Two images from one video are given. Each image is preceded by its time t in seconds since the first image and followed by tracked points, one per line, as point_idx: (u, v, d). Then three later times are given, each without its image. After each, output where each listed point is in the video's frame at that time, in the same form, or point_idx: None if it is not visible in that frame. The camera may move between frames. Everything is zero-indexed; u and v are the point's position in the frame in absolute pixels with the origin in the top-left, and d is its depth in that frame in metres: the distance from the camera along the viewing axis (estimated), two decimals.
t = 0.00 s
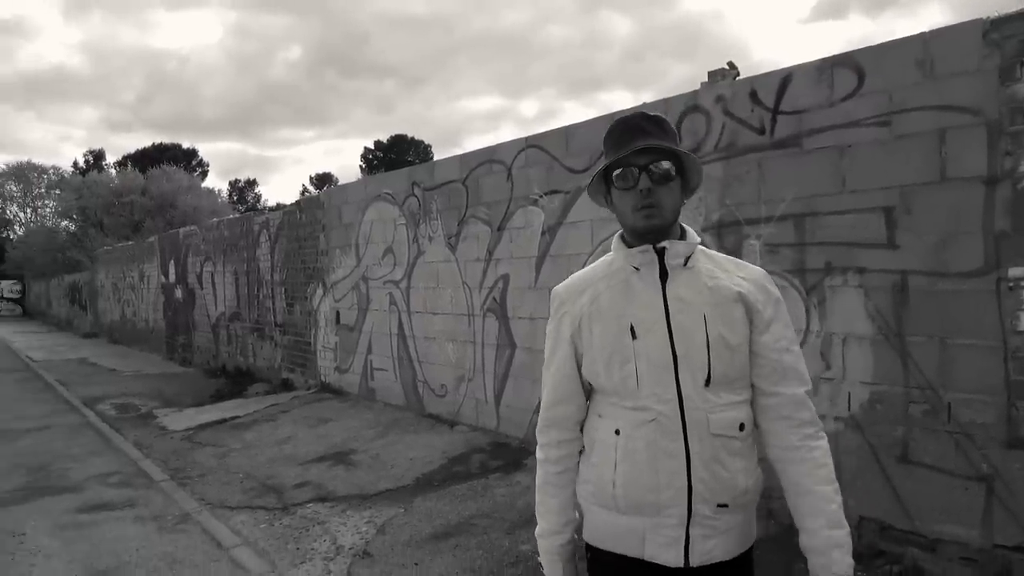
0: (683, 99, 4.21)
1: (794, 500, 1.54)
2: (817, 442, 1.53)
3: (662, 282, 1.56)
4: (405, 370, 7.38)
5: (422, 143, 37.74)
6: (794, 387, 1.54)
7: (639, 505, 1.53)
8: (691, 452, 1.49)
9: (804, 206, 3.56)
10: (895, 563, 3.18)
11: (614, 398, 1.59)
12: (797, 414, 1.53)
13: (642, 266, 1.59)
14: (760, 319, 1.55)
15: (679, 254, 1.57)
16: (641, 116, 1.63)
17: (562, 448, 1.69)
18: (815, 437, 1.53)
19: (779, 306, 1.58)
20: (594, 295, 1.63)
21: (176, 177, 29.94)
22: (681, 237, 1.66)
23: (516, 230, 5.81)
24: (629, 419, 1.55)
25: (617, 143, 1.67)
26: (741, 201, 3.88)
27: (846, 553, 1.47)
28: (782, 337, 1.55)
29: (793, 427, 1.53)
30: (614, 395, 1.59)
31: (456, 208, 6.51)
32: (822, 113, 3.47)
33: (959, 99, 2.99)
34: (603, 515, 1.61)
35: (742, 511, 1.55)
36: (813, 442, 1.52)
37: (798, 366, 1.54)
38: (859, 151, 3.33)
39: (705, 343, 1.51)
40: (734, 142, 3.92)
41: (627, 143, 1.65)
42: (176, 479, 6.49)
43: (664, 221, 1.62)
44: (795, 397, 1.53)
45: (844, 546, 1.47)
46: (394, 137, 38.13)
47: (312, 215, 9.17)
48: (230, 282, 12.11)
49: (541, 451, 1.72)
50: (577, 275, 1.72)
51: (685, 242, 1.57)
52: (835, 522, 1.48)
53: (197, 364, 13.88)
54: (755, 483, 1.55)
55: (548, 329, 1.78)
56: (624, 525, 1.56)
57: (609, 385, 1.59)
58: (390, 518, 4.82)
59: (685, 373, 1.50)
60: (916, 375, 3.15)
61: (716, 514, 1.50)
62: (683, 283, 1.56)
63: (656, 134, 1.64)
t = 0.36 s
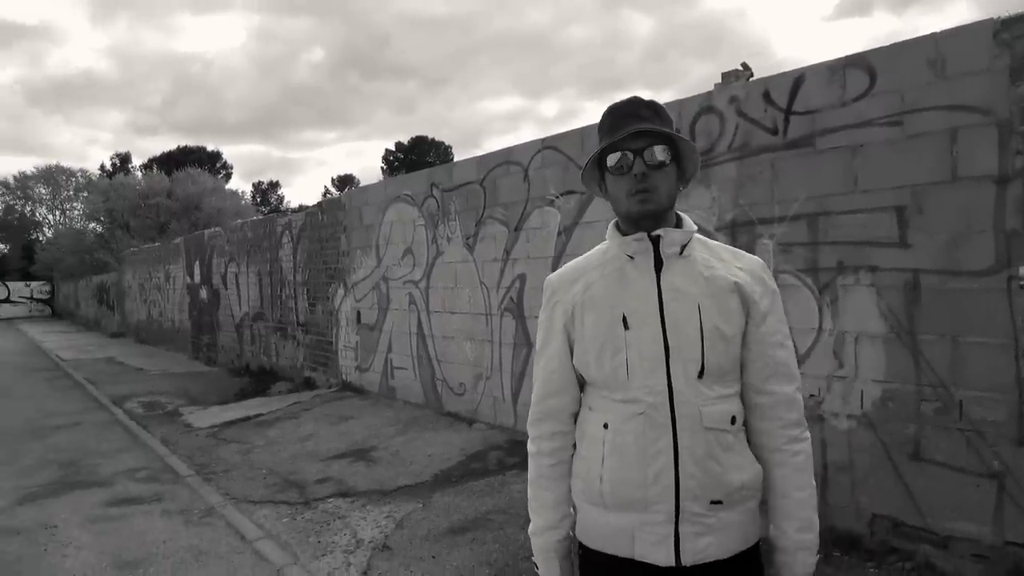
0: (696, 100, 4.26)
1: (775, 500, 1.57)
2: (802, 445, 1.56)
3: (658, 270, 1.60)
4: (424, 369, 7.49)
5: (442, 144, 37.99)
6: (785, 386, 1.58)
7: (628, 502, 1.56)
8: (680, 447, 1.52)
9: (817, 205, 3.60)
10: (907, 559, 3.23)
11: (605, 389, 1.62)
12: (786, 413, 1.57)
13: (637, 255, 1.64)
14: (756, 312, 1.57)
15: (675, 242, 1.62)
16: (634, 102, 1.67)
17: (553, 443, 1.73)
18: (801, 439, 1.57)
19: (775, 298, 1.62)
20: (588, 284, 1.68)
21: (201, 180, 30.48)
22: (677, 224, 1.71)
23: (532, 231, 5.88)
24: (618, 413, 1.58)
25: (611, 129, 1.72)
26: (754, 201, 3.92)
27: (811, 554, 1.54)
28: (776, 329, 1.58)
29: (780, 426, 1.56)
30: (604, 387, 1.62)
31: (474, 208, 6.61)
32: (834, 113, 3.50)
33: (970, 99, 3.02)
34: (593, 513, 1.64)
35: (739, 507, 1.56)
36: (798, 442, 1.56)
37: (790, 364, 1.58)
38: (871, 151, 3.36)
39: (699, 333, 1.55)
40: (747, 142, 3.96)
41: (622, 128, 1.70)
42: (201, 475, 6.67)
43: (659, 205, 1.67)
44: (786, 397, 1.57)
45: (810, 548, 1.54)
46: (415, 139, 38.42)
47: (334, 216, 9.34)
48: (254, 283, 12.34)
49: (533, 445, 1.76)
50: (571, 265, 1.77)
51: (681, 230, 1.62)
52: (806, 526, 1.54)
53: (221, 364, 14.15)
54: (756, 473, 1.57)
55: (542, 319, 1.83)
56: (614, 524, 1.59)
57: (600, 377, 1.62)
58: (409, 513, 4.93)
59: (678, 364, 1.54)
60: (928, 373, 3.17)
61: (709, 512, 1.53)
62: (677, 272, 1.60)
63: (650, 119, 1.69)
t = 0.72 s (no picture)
0: (709, 102, 4.30)
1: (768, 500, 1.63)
2: (794, 449, 1.62)
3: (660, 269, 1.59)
4: (441, 368, 7.58)
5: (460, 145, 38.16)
6: (782, 390, 1.63)
7: (627, 505, 1.54)
8: (679, 449, 1.51)
9: (829, 205, 3.62)
10: (919, 558, 3.24)
11: (601, 389, 1.60)
12: (783, 415, 1.61)
13: (638, 252, 1.63)
14: (757, 312, 1.60)
15: (676, 240, 1.62)
16: (635, 95, 1.70)
17: (547, 441, 1.70)
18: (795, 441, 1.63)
19: (774, 298, 1.64)
20: (586, 280, 1.65)
21: (222, 181, 30.90)
22: (680, 223, 1.73)
23: (546, 231, 5.95)
24: (616, 414, 1.56)
25: (613, 123, 1.75)
26: (766, 201, 3.95)
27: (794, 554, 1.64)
28: (774, 330, 1.61)
29: (775, 427, 1.61)
30: (600, 388, 1.60)
31: (489, 209, 6.69)
32: (846, 114, 3.52)
33: (980, 99, 3.04)
34: (593, 515, 1.62)
35: (744, 507, 1.57)
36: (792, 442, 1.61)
37: (787, 367, 1.63)
38: (882, 151, 3.38)
39: (700, 333, 1.54)
40: (759, 143, 3.98)
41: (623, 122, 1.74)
42: (223, 471, 6.81)
43: (658, 199, 1.70)
44: (782, 400, 1.62)
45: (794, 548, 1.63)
46: (433, 140, 38.66)
47: (352, 217, 9.48)
48: (274, 283, 12.53)
49: (524, 442, 1.73)
50: (568, 260, 1.73)
51: (682, 228, 1.62)
52: (793, 527, 1.62)
53: (242, 363, 14.38)
54: (758, 470, 1.59)
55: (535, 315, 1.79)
56: (614, 527, 1.57)
57: (596, 377, 1.60)
58: (425, 508, 5.02)
59: (678, 365, 1.53)
60: (939, 372, 3.19)
61: (712, 513, 1.52)
62: (678, 271, 1.60)
63: (651, 112, 1.72)
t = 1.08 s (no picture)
0: (721, 105, 4.34)
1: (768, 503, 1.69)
2: (794, 453, 1.70)
3: (661, 271, 1.62)
4: (458, 368, 7.68)
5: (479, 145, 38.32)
6: (783, 396, 1.70)
7: (623, 510, 1.57)
8: (674, 455, 1.55)
9: (840, 207, 3.65)
10: (928, 556, 3.28)
11: (598, 391, 1.62)
12: (783, 420, 1.70)
13: (640, 253, 1.65)
14: (759, 317, 1.65)
15: (679, 243, 1.64)
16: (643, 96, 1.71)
17: (539, 441, 1.70)
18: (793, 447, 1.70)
19: (771, 305, 1.70)
20: (586, 279, 1.67)
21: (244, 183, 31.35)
22: (683, 224, 1.77)
23: (562, 232, 6.02)
24: (612, 418, 1.59)
25: (619, 123, 1.75)
26: (778, 202, 3.99)
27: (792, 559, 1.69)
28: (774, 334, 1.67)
29: (772, 431, 1.69)
30: (596, 390, 1.62)
31: (505, 211, 6.78)
32: (856, 116, 3.56)
33: (989, 101, 3.06)
34: (590, 520, 1.65)
35: (742, 510, 1.62)
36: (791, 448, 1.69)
37: (787, 373, 1.70)
38: (893, 153, 3.41)
39: (700, 337, 1.58)
40: (771, 145, 4.02)
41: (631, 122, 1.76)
42: (245, 467, 6.98)
43: (663, 202, 1.73)
44: (782, 405, 1.69)
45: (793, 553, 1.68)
46: (452, 141, 38.87)
47: (371, 219, 9.63)
48: (295, 283, 12.73)
49: (515, 440, 1.72)
50: (567, 260, 1.75)
51: (686, 229, 1.64)
52: (792, 532, 1.68)
53: (264, 362, 14.62)
54: (757, 475, 1.65)
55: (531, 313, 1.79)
56: (612, 532, 1.60)
57: (593, 379, 1.62)
58: (441, 505, 5.13)
59: (678, 371, 1.57)
60: (949, 372, 3.22)
61: (707, 517, 1.56)
62: (681, 275, 1.63)
63: (659, 112, 1.74)
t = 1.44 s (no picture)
0: (728, 106, 4.38)
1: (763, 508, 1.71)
2: (791, 455, 1.71)
3: (661, 274, 1.65)
4: (470, 366, 7.77)
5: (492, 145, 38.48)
6: (781, 399, 1.72)
7: (617, 513, 1.59)
8: (667, 459, 1.57)
9: (846, 207, 3.69)
10: (932, 552, 3.32)
11: (594, 392, 1.64)
12: (781, 425, 1.72)
13: (640, 255, 1.68)
14: (757, 320, 1.68)
15: (679, 245, 1.67)
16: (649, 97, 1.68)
17: (535, 440, 1.71)
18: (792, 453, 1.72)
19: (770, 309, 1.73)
20: (584, 279, 1.69)
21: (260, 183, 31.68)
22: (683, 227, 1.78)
23: (572, 233, 6.08)
24: (606, 421, 1.61)
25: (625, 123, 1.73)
26: (784, 202, 4.03)
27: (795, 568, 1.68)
28: (772, 339, 1.70)
29: (770, 435, 1.70)
30: (591, 392, 1.64)
31: (516, 211, 6.85)
32: (862, 117, 3.59)
33: (994, 102, 3.09)
34: (585, 521, 1.67)
35: (736, 514, 1.64)
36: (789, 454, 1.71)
37: (784, 377, 1.72)
38: (898, 153, 3.44)
39: (698, 340, 1.61)
40: (778, 145, 4.06)
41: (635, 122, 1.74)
42: (261, 464, 7.12)
43: (666, 205, 1.72)
44: (780, 409, 1.71)
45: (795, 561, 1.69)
46: (466, 141, 39.06)
47: (385, 220, 9.75)
48: (311, 283, 12.89)
49: (509, 438, 1.72)
50: (565, 259, 1.76)
51: (686, 232, 1.67)
52: (794, 537, 1.68)
53: (280, 360, 14.81)
54: (752, 481, 1.66)
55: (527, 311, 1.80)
56: (606, 535, 1.62)
57: (588, 381, 1.64)
58: (453, 501, 5.23)
59: (675, 374, 1.59)
60: (953, 370, 3.25)
61: (701, 523, 1.58)
62: (681, 278, 1.66)
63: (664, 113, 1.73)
